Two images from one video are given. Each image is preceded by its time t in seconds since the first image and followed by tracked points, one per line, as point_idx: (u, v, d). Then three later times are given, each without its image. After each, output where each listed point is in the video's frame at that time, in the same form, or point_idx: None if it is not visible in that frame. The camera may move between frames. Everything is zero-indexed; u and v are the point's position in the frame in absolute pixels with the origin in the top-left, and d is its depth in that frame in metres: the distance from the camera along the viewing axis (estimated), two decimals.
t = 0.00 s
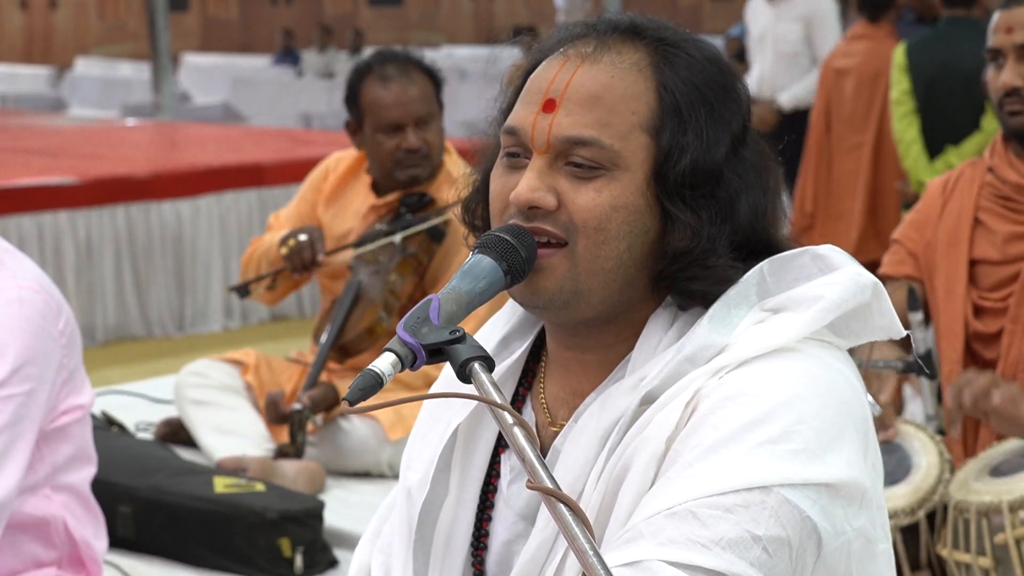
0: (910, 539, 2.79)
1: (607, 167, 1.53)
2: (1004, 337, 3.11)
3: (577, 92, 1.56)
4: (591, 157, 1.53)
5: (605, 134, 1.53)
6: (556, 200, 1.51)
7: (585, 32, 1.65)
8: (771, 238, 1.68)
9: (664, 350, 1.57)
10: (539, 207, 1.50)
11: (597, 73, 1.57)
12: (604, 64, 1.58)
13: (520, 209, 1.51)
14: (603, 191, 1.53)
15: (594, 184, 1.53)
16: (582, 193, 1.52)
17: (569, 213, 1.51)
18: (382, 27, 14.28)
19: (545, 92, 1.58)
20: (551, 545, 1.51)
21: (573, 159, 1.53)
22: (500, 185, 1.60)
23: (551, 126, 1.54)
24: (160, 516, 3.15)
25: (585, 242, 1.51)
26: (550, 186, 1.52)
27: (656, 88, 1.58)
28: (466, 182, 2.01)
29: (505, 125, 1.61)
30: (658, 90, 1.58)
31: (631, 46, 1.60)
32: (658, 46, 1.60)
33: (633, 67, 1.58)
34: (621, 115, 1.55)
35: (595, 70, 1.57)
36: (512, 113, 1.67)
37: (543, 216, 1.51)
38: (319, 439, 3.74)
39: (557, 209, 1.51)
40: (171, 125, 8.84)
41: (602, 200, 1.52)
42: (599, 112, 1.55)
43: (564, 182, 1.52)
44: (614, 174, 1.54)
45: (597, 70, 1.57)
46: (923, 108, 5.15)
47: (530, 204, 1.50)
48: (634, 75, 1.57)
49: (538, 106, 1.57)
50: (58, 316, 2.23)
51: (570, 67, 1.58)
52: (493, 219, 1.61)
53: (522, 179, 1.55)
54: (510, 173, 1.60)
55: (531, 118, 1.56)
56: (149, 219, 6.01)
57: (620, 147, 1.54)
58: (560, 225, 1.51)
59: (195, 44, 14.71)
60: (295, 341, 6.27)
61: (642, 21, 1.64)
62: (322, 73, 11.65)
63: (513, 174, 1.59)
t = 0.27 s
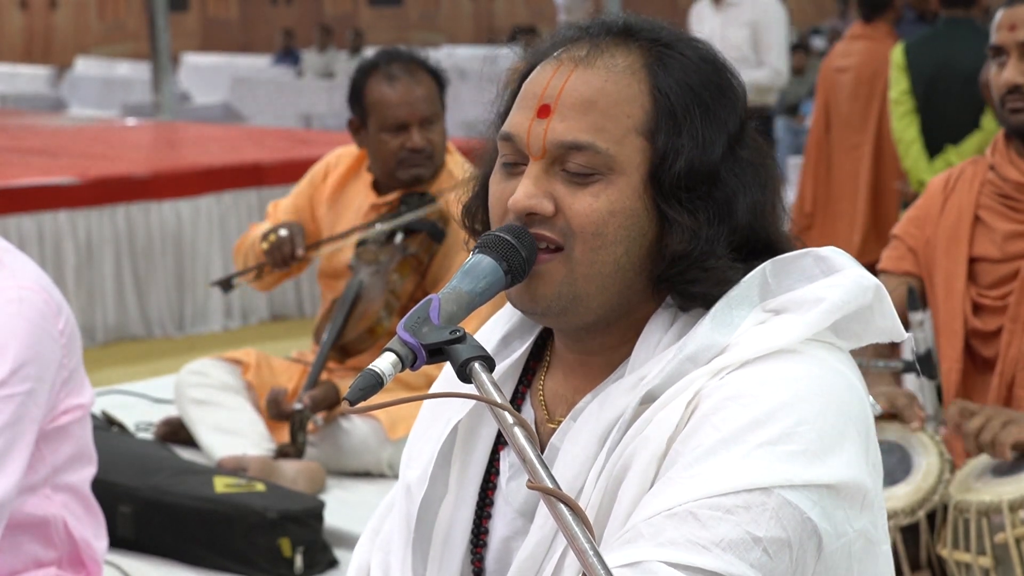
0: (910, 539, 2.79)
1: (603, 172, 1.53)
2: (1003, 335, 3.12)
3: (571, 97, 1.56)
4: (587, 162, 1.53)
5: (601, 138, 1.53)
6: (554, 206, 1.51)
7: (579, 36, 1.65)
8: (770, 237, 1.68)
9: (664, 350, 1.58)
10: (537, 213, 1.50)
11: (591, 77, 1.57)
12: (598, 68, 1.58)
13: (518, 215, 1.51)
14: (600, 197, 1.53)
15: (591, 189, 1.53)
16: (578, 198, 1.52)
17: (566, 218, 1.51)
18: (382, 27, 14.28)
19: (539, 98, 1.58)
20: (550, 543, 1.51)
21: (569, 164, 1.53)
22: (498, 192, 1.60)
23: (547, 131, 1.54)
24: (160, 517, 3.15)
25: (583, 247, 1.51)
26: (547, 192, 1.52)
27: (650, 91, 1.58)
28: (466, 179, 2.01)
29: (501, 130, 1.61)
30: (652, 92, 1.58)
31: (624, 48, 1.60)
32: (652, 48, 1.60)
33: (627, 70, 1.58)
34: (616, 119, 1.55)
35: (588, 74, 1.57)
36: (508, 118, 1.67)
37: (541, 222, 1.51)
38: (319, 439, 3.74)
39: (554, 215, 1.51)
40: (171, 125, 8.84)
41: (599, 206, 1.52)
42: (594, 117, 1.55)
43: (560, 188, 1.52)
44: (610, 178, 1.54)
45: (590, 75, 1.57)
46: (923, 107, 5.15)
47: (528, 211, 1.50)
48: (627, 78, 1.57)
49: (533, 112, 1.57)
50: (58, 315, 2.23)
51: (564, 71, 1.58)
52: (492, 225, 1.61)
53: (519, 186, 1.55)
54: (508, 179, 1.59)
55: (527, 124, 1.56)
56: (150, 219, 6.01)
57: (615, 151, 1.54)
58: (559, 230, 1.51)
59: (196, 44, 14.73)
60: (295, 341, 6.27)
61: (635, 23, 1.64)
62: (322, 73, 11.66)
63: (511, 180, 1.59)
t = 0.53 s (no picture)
0: (910, 540, 2.80)
1: (604, 169, 1.54)
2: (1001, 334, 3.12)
3: (574, 93, 1.56)
4: (589, 159, 1.53)
5: (602, 135, 1.53)
6: (554, 202, 1.51)
7: (583, 34, 1.65)
8: (770, 238, 1.68)
9: (664, 351, 1.57)
10: (536, 209, 1.50)
11: (594, 74, 1.57)
12: (601, 65, 1.58)
13: (517, 210, 1.51)
14: (600, 194, 1.53)
15: (591, 186, 1.53)
16: (579, 195, 1.52)
17: (567, 215, 1.51)
18: (381, 27, 14.28)
19: (542, 94, 1.58)
20: (550, 543, 1.51)
21: (571, 161, 1.53)
22: (498, 187, 1.60)
23: (548, 127, 1.54)
24: (161, 517, 3.15)
25: (582, 243, 1.51)
26: (548, 188, 1.52)
27: (653, 89, 1.58)
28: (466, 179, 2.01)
29: (502, 126, 1.61)
30: (655, 91, 1.58)
31: (628, 47, 1.60)
32: (655, 47, 1.61)
33: (630, 68, 1.58)
34: (619, 116, 1.55)
35: (591, 71, 1.57)
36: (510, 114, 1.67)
37: (541, 218, 1.51)
38: (319, 439, 3.74)
39: (555, 211, 1.51)
40: (171, 125, 8.84)
41: (599, 203, 1.52)
42: (596, 114, 1.55)
43: (561, 184, 1.52)
44: (611, 176, 1.54)
45: (594, 72, 1.57)
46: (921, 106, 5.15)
47: (528, 206, 1.50)
48: (631, 76, 1.57)
49: (535, 108, 1.57)
50: (58, 316, 2.23)
51: (567, 68, 1.58)
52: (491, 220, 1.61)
53: (519, 181, 1.55)
54: (508, 174, 1.60)
55: (528, 120, 1.56)
56: (149, 219, 6.01)
57: (617, 149, 1.54)
58: (558, 227, 1.51)
59: (195, 44, 14.73)
60: (295, 341, 6.27)
61: (639, 22, 1.64)
62: (321, 73, 11.65)
63: (511, 176, 1.59)
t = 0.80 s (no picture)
0: (910, 540, 2.79)
1: (606, 166, 1.54)
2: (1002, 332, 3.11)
3: (577, 91, 1.56)
4: (590, 156, 1.53)
5: (604, 133, 1.53)
6: (554, 199, 1.51)
7: (586, 32, 1.65)
8: (770, 241, 1.67)
9: (664, 354, 1.57)
10: (536, 205, 1.50)
11: (597, 72, 1.57)
12: (605, 63, 1.58)
13: (517, 207, 1.52)
14: (601, 191, 1.53)
15: (592, 183, 1.53)
16: (580, 192, 1.52)
17: (566, 212, 1.51)
18: (381, 27, 14.28)
19: (545, 91, 1.58)
20: (550, 545, 1.51)
21: (572, 158, 1.53)
22: (498, 183, 1.60)
23: (550, 124, 1.54)
24: (161, 517, 3.15)
25: (582, 241, 1.51)
26: (548, 184, 1.52)
27: (656, 89, 1.58)
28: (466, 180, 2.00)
29: (503, 123, 1.61)
30: (657, 91, 1.58)
31: (631, 46, 1.60)
32: (659, 47, 1.61)
33: (633, 67, 1.58)
34: (621, 114, 1.55)
35: (595, 69, 1.57)
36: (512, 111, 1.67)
37: (540, 214, 1.51)
38: (319, 439, 3.74)
39: (554, 208, 1.51)
40: (171, 125, 8.84)
41: (600, 200, 1.52)
42: (598, 111, 1.55)
43: (562, 181, 1.52)
44: (612, 174, 1.54)
45: (597, 70, 1.57)
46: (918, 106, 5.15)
47: (528, 202, 1.51)
48: (633, 76, 1.57)
49: (537, 104, 1.57)
50: (58, 316, 2.23)
51: (569, 66, 1.58)
52: (491, 216, 1.61)
53: (520, 177, 1.55)
54: (508, 171, 1.60)
55: (530, 117, 1.57)
56: (149, 219, 6.01)
57: (619, 146, 1.54)
58: (557, 223, 1.51)
59: (196, 44, 14.73)
60: (295, 342, 6.27)
61: (643, 22, 1.64)
62: (321, 73, 11.65)
63: (511, 173, 1.59)
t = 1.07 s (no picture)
0: (910, 539, 2.79)
1: (606, 164, 1.53)
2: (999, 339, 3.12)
3: (579, 88, 1.56)
4: (591, 153, 1.53)
5: (605, 130, 1.53)
6: (554, 195, 1.51)
7: (589, 31, 1.65)
8: (770, 244, 1.67)
9: (664, 354, 1.57)
10: (536, 200, 1.50)
11: (600, 71, 1.57)
12: (608, 62, 1.57)
13: (517, 202, 1.51)
14: (601, 189, 1.52)
15: (593, 180, 1.53)
16: (579, 189, 1.52)
17: (566, 208, 1.51)
18: (382, 27, 14.27)
19: (548, 87, 1.57)
20: (550, 545, 1.51)
21: (573, 154, 1.53)
22: (499, 179, 1.60)
23: (552, 120, 1.54)
24: (160, 517, 3.14)
25: (581, 238, 1.51)
26: (548, 180, 1.52)
27: (658, 88, 1.58)
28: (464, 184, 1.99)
29: (505, 119, 1.61)
30: (660, 91, 1.58)
31: (635, 45, 1.60)
32: (662, 47, 1.60)
33: (636, 66, 1.58)
34: (624, 113, 1.55)
35: (598, 67, 1.57)
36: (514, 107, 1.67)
37: (539, 210, 1.51)
38: (319, 439, 3.74)
39: (554, 204, 1.51)
40: (170, 124, 8.83)
41: (600, 198, 1.52)
42: (600, 109, 1.55)
43: (562, 178, 1.52)
44: (612, 172, 1.54)
45: (600, 68, 1.57)
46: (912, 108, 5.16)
47: (527, 197, 1.50)
48: (636, 75, 1.57)
49: (540, 100, 1.57)
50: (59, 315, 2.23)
51: (573, 64, 1.58)
52: (490, 212, 1.61)
53: (521, 172, 1.55)
54: (509, 167, 1.59)
55: (532, 113, 1.56)
56: (150, 218, 6.01)
57: (620, 144, 1.53)
58: (557, 220, 1.51)
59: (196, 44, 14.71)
60: (294, 341, 6.26)
61: (646, 22, 1.64)
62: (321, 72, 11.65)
63: (512, 169, 1.59)
